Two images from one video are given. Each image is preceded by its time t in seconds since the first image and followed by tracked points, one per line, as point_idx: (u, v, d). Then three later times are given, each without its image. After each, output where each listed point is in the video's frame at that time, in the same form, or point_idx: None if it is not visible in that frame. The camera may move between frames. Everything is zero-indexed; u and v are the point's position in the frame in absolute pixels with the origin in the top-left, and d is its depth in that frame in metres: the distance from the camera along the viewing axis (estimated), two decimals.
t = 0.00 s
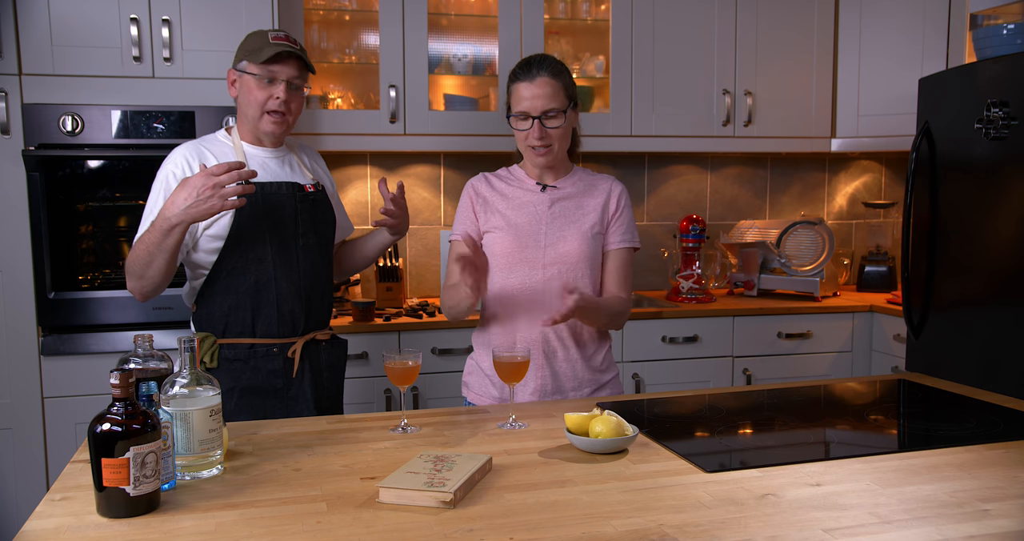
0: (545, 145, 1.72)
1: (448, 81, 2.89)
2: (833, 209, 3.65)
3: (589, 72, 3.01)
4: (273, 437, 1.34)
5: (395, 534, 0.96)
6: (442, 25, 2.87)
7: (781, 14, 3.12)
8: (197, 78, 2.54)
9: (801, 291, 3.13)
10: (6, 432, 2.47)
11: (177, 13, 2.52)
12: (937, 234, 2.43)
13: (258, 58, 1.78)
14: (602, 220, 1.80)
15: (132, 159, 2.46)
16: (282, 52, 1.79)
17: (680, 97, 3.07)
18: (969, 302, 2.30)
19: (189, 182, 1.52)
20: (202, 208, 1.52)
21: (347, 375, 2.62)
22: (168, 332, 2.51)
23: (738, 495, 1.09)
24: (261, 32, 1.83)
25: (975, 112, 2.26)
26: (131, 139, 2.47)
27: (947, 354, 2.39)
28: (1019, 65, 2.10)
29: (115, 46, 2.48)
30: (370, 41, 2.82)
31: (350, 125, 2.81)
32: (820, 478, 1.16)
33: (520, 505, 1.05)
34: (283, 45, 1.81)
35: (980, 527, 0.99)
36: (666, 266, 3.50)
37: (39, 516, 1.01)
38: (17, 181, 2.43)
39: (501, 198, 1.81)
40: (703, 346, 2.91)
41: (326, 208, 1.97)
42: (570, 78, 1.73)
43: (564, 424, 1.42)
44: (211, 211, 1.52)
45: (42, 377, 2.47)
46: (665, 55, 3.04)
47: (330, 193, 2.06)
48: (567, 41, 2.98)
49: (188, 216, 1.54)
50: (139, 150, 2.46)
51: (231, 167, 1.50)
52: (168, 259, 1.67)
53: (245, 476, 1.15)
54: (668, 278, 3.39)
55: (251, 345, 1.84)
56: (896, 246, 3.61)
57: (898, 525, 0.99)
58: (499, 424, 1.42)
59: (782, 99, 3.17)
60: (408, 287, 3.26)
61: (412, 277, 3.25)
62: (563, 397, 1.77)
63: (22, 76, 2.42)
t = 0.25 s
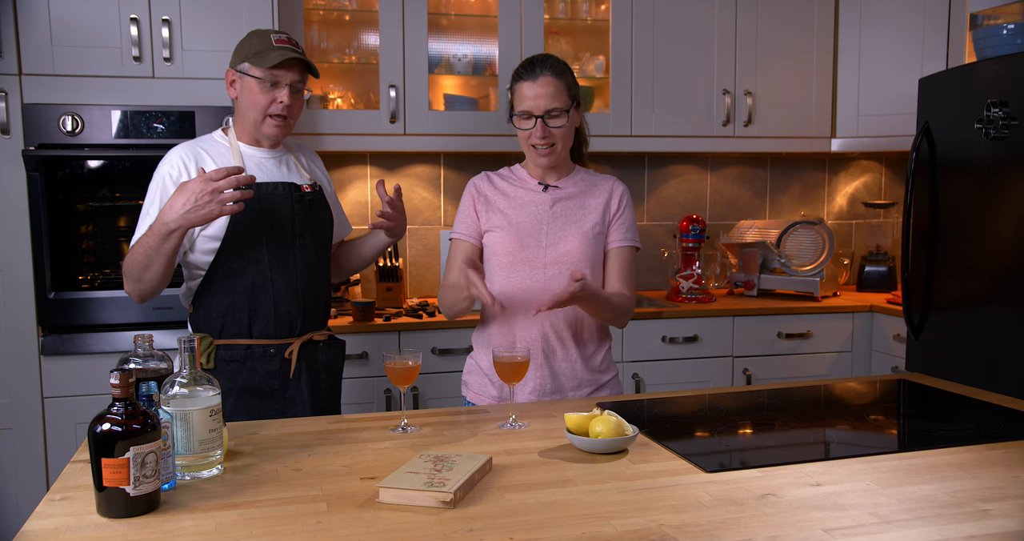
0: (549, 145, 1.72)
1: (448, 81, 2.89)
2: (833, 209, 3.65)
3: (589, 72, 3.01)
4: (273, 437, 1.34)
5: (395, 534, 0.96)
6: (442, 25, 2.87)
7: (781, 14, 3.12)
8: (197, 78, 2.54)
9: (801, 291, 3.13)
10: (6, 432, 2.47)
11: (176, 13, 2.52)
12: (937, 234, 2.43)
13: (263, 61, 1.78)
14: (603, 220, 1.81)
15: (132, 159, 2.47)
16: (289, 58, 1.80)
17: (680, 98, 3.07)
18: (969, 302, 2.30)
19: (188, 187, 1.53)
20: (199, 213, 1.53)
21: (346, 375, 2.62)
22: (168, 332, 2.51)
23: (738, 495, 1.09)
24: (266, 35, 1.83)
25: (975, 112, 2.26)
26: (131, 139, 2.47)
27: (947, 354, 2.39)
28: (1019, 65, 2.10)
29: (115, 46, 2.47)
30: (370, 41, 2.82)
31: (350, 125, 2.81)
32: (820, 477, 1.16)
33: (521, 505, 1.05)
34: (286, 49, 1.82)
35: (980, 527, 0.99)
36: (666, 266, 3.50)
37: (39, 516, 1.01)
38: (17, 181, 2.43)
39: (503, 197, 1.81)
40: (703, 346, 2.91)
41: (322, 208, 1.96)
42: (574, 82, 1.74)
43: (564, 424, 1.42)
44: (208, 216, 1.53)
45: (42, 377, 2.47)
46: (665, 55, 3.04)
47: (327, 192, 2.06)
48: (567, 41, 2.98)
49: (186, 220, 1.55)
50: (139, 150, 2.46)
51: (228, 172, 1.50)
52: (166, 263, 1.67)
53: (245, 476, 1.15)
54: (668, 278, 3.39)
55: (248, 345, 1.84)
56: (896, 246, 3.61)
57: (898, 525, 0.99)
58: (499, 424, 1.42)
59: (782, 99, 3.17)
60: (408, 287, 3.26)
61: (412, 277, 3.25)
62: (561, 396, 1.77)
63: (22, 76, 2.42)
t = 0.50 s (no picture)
0: (549, 144, 1.72)
1: (448, 81, 2.89)
2: (833, 209, 3.65)
3: (589, 72, 3.01)
4: (273, 437, 1.34)
5: (395, 534, 0.96)
6: (442, 25, 2.87)
7: (781, 13, 3.12)
8: (197, 78, 2.54)
9: (802, 291, 3.13)
10: (6, 432, 2.47)
11: (177, 12, 2.52)
12: (937, 234, 2.43)
13: (264, 64, 1.78)
14: (603, 220, 1.81)
15: (132, 159, 2.47)
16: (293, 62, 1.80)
17: (680, 98, 3.07)
18: (969, 302, 2.30)
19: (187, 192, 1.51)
20: (199, 220, 1.52)
21: (346, 375, 2.62)
22: (168, 332, 2.51)
23: (739, 495, 1.09)
24: (265, 37, 1.82)
25: (975, 112, 2.26)
26: (131, 139, 2.47)
27: (947, 354, 2.39)
28: (1019, 65, 2.10)
29: (115, 46, 2.47)
30: (370, 41, 2.82)
31: (350, 125, 2.81)
32: (820, 477, 1.16)
33: (520, 505, 1.05)
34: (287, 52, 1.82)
35: (980, 527, 0.99)
36: (666, 266, 3.50)
37: (39, 516, 1.01)
38: (17, 181, 2.43)
39: (503, 198, 1.81)
40: (703, 346, 2.91)
41: (320, 209, 1.96)
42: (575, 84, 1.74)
43: (564, 424, 1.42)
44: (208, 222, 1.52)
45: (42, 377, 2.47)
46: (665, 55, 3.04)
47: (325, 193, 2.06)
48: (567, 41, 2.98)
49: (186, 227, 1.54)
50: (139, 150, 2.46)
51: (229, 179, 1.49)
52: (165, 266, 1.67)
53: (245, 476, 1.15)
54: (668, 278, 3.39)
55: (244, 346, 1.84)
56: (896, 246, 3.62)
57: (898, 525, 0.99)
58: (499, 424, 1.42)
59: (781, 99, 3.17)
60: (408, 287, 3.26)
61: (412, 277, 3.25)
62: (561, 396, 1.77)
63: (22, 76, 2.42)
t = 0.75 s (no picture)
0: (550, 144, 1.72)
1: (448, 81, 2.89)
2: (833, 209, 3.65)
3: (589, 72, 3.01)
4: (273, 437, 1.34)
5: (395, 534, 0.96)
6: (442, 25, 2.87)
7: (781, 14, 3.12)
8: (197, 78, 2.54)
9: (802, 291, 3.13)
10: (6, 432, 2.47)
11: (177, 12, 2.52)
12: (937, 234, 2.43)
13: (268, 68, 1.79)
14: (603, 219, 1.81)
15: (132, 159, 2.47)
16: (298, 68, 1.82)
17: (680, 98, 3.07)
18: (969, 302, 2.30)
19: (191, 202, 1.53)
20: (203, 228, 1.53)
21: (346, 375, 2.62)
22: (168, 332, 2.51)
23: (739, 496, 1.09)
24: (262, 39, 1.83)
25: (975, 112, 2.26)
26: (131, 139, 2.47)
27: (947, 354, 2.39)
28: (1020, 65, 2.10)
29: (115, 46, 2.48)
30: (370, 41, 2.82)
31: (350, 125, 2.81)
32: (820, 477, 1.16)
33: (520, 505, 1.05)
34: (289, 54, 1.84)
35: (980, 527, 0.99)
36: (666, 266, 3.50)
37: (39, 516, 1.01)
38: (17, 181, 2.43)
39: (504, 197, 1.81)
40: (703, 346, 2.91)
41: (317, 210, 1.96)
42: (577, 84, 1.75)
43: (563, 424, 1.42)
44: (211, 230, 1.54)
45: (42, 377, 2.47)
46: (665, 55, 3.04)
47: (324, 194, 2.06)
48: (567, 41, 2.98)
49: (190, 234, 1.56)
50: (139, 150, 2.46)
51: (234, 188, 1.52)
52: (165, 273, 1.67)
53: (245, 476, 1.15)
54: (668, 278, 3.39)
55: (241, 347, 1.84)
56: (896, 246, 3.62)
57: (898, 525, 0.99)
58: (499, 424, 1.42)
59: (781, 99, 3.17)
60: (408, 287, 3.26)
61: (412, 277, 3.25)
62: (560, 396, 1.77)
63: (22, 76, 2.42)
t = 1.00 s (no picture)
0: (550, 145, 1.72)
1: (448, 81, 2.89)
2: (833, 209, 3.65)
3: (589, 72, 3.01)
4: (273, 437, 1.34)
5: (395, 534, 0.96)
6: (442, 25, 2.87)
7: (781, 14, 3.12)
8: (197, 78, 2.54)
9: (802, 291, 3.13)
10: (6, 432, 2.47)
11: (176, 12, 2.52)
12: (937, 234, 2.43)
13: (278, 74, 1.82)
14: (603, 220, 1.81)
15: (132, 159, 2.47)
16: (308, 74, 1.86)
17: (680, 98, 3.07)
18: (970, 302, 2.30)
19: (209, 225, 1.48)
20: (220, 250, 1.51)
21: (346, 375, 2.62)
22: (168, 332, 2.51)
23: (739, 495, 1.09)
24: (263, 47, 1.85)
25: (975, 112, 2.27)
26: (131, 139, 2.47)
27: (947, 354, 2.39)
28: (1019, 65, 2.10)
29: (115, 46, 2.48)
30: (370, 41, 2.82)
31: (350, 125, 2.81)
32: (820, 478, 1.16)
33: (520, 505, 1.05)
34: (291, 58, 1.88)
35: (980, 527, 0.99)
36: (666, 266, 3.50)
37: (39, 516, 1.01)
38: (17, 180, 2.43)
39: (504, 197, 1.81)
40: (703, 346, 2.91)
41: (316, 210, 1.95)
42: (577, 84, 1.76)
43: (563, 424, 1.42)
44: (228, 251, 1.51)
45: (42, 377, 2.47)
46: (665, 55, 3.04)
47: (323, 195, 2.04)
48: (567, 41, 2.98)
49: (206, 253, 1.53)
50: (139, 150, 2.46)
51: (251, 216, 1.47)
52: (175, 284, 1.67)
53: (245, 476, 1.15)
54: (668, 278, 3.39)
55: (241, 347, 1.84)
56: (896, 246, 3.62)
57: (898, 525, 0.99)
58: (499, 424, 1.42)
59: (781, 99, 3.17)
60: (408, 287, 3.26)
61: (412, 277, 3.25)
62: (560, 396, 1.77)
63: (22, 76, 2.42)
